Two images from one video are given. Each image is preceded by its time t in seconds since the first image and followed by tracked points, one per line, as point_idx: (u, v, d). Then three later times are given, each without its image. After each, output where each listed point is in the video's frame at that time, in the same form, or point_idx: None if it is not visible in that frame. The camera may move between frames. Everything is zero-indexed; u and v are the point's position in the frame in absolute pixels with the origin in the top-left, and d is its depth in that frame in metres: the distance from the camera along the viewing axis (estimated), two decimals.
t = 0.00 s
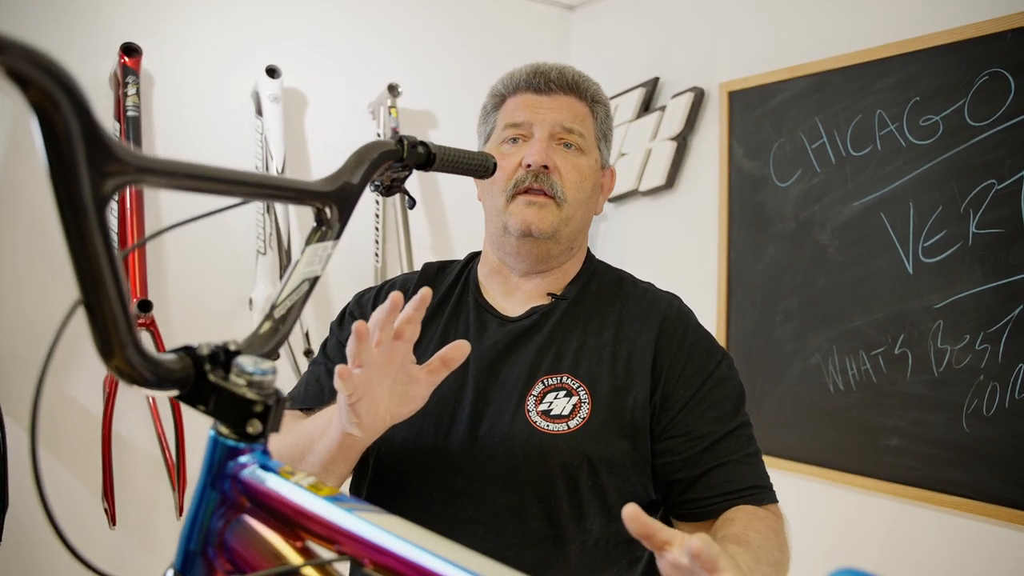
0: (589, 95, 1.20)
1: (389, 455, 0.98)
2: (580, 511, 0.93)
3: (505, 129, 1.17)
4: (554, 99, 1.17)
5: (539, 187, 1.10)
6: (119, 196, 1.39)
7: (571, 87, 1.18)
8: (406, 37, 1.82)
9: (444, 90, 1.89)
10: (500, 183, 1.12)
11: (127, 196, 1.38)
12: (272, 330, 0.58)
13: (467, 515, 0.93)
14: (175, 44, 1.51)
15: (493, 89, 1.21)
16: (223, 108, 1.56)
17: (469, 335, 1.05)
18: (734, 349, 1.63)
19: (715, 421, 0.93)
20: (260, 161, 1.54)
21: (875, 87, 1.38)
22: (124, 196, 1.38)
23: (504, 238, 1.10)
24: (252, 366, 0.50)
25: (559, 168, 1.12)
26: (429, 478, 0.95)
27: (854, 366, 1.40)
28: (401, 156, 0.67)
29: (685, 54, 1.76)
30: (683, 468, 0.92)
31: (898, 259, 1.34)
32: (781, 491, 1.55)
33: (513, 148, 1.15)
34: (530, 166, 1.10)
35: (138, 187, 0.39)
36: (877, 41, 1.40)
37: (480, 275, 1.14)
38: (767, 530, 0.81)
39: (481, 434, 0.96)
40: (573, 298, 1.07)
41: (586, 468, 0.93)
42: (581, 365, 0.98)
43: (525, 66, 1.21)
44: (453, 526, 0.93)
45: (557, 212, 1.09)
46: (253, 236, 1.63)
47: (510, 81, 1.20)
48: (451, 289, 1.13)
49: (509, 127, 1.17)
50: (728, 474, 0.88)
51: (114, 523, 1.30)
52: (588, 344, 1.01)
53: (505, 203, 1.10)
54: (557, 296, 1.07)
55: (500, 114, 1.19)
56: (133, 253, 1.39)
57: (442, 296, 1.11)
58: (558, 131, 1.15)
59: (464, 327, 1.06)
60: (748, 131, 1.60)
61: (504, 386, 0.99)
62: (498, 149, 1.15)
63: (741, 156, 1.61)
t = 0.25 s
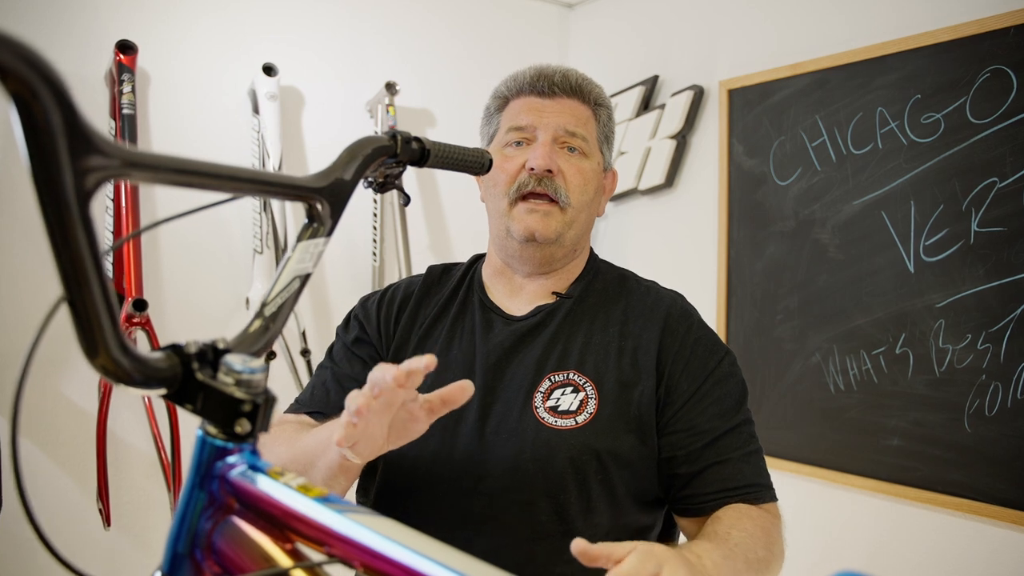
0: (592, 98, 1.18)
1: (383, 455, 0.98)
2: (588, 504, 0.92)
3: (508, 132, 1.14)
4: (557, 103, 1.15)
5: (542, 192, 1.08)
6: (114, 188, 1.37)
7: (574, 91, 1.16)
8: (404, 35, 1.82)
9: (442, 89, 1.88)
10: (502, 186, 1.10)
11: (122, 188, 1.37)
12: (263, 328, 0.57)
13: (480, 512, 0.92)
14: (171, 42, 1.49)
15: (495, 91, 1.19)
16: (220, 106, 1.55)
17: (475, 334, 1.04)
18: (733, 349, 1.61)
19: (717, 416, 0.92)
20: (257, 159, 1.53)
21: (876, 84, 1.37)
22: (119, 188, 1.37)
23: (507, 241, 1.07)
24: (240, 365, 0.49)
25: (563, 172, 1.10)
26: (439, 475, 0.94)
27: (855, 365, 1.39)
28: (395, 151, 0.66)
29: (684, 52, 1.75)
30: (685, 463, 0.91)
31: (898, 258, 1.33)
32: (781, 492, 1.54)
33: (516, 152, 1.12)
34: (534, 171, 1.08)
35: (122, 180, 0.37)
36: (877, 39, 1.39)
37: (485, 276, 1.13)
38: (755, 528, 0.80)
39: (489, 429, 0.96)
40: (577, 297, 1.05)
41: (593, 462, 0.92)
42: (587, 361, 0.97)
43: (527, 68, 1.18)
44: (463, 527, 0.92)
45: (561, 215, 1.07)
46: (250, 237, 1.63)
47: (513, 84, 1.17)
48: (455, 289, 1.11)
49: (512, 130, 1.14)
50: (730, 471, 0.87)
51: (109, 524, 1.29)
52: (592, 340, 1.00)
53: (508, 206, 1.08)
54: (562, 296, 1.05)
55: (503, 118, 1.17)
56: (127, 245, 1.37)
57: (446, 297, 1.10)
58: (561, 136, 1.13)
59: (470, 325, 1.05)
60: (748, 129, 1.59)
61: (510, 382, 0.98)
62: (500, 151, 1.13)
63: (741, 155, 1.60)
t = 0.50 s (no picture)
0: (604, 107, 1.12)
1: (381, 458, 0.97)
2: (609, 497, 0.91)
3: (519, 144, 1.09)
4: (569, 114, 1.08)
5: (557, 206, 1.04)
6: (113, 188, 1.37)
7: (586, 101, 1.09)
8: (404, 34, 1.81)
9: (442, 89, 1.88)
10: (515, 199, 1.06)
11: (121, 188, 1.36)
12: (257, 331, 0.56)
13: (503, 508, 0.91)
14: (169, 42, 1.49)
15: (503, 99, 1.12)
16: (219, 106, 1.55)
17: (490, 334, 1.02)
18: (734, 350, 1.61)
19: (730, 401, 0.91)
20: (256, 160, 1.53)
21: (878, 84, 1.36)
22: (118, 188, 1.36)
23: (519, 254, 1.04)
24: (232, 369, 0.48)
25: (576, 185, 1.06)
26: (459, 473, 0.91)
27: (856, 367, 1.38)
28: (390, 152, 0.66)
29: (685, 52, 1.75)
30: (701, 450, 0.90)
31: (900, 259, 1.32)
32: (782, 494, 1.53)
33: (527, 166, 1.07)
34: (548, 185, 1.04)
35: (111, 182, 0.37)
36: (878, 38, 1.38)
37: (496, 277, 1.09)
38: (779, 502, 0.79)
39: (507, 427, 0.94)
40: (590, 296, 1.03)
41: (614, 456, 0.91)
42: (603, 358, 0.96)
43: (538, 73, 1.11)
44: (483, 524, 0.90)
45: (575, 230, 1.03)
46: (248, 239, 1.63)
47: (521, 92, 1.10)
48: (468, 290, 1.08)
49: (523, 142, 1.08)
50: (746, 449, 0.86)
51: (107, 527, 1.28)
52: (608, 336, 0.98)
53: (521, 220, 1.05)
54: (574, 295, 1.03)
55: (512, 128, 1.11)
56: (126, 242, 1.37)
57: (460, 297, 1.07)
58: (574, 148, 1.08)
59: (485, 325, 1.03)
60: (749, 130, 1.58)
61: (528, 381, 0.96)
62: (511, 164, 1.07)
63: (742, 155, 1.60)
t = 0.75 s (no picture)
0: (635, 104, 1.12)
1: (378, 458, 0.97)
2: (641, 475, 0.86)
3: (553, 138, 1.09)
4: (604, 109, 1.09)
5: (592, 202, 1.05)
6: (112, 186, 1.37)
7: (620, 97, 1.10)
8: (404, 33, 1.81)
9: (442, 89, 1.88)
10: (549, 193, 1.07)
11: (120, 186, 1.36)
12: (247, 329, 0.55)
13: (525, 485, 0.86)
14: (169, 42, 1.49)
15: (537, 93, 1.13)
16: (219, 106, 1.55)
17: (521, 315, 1.00)
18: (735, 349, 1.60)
19: (764, 339, 0.87)
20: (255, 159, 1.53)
21: (879, 83, 1.35)
22: (117, 186, 1.36)
23: (553, 248, 1.05)
24: (221, 367, 0.47)
25: (610, 180, 1.07)
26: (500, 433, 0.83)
27: (858, 366, 1.37)
28: (384, 149, 0.65)
29: (686, 50, 1.74)
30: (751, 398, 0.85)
31: (902, 257, 1.31)
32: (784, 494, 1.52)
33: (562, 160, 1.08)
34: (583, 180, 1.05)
35: (96, 179, 0.37)
36: (880, 36, 1.37)
37: (525, 264, 1.09)
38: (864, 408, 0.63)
39: (539, 403, 0.91)
40: (615, 280, 1.01)
41: (653, 434, 0.87)
42: (634, 335, 0.93)
43: (573, 68, 1.12)
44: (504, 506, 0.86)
45: (610, 225, 1.04)
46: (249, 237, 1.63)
47: (555, 87, 1.11)
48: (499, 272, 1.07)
49: (557, 137, 1.09)
50: (791, 370, 0.80)
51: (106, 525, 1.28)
52: (637, 314, 0.96)
53: (556, 214, 1.05)
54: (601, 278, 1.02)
55: (546, 122, 1.11)
56: (124, 234, 1.37)
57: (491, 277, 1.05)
58: (608, 143, 1.08)
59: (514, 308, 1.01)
60: (750, 128, 1.57)
61: (559, 360, 0.94)
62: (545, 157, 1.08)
63: (743, 154, 1.59)
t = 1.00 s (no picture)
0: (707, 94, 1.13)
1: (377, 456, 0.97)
2: (723, 470, 0.86)
3: (627, 125, 1.09)
4: (679, 96, 1.09)
5: (668, 188, 1.04)
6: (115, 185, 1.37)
7: (692, 85, 1.10)
8: (405, 33, 1.81)
9: (444, 88, 1.88)
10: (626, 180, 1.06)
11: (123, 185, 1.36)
12: (242, 326, 0.55)
13: (603, 484, 0.86)
14: (171, 41, 1.50)
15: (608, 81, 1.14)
16: (221, 106, 1.56)
17: (589, 310, 1.00)
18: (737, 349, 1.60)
19: (843, 313, 0.87)
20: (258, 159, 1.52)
21: (882, 81, 1.34)
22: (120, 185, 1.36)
23: (624, 235, 1.04)
24: (214, 364, 0.46)
25: (685, 167, 1.06)
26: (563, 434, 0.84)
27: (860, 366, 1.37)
28: (380, 147, 0.65)
29: (687, 50, 1.74)
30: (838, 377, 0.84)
31: (904, 256, 1.31)
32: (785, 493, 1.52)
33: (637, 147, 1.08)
34: (661, 166, 1.04)
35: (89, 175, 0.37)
36: (882, 34, 1.37)
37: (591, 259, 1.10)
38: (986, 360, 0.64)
39: (615, 399, 0.90)
40: (687, 273, 1.02)
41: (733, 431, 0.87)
42: (708, 331, 0.93)
43: (648, 57, 1.13)
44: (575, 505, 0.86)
45: (684, 212, 1.03)
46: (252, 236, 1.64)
47: (629, 74, 1.12)
48: (562, 267, 1.09)
49: (633, 123, 1.09)
50: (874, 337, 0.79)
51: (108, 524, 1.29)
52: (710, 309, 0.96)
53: (631, 200, 1.05)
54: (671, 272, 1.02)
55: (618, 109, 1.12)
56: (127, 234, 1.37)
57: (554, 272, 1.06)
58: (683, 130, 1.08)
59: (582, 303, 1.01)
60: (752, 127, 1.57)
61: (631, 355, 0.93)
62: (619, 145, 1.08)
63: (745, 153, 1.58)
